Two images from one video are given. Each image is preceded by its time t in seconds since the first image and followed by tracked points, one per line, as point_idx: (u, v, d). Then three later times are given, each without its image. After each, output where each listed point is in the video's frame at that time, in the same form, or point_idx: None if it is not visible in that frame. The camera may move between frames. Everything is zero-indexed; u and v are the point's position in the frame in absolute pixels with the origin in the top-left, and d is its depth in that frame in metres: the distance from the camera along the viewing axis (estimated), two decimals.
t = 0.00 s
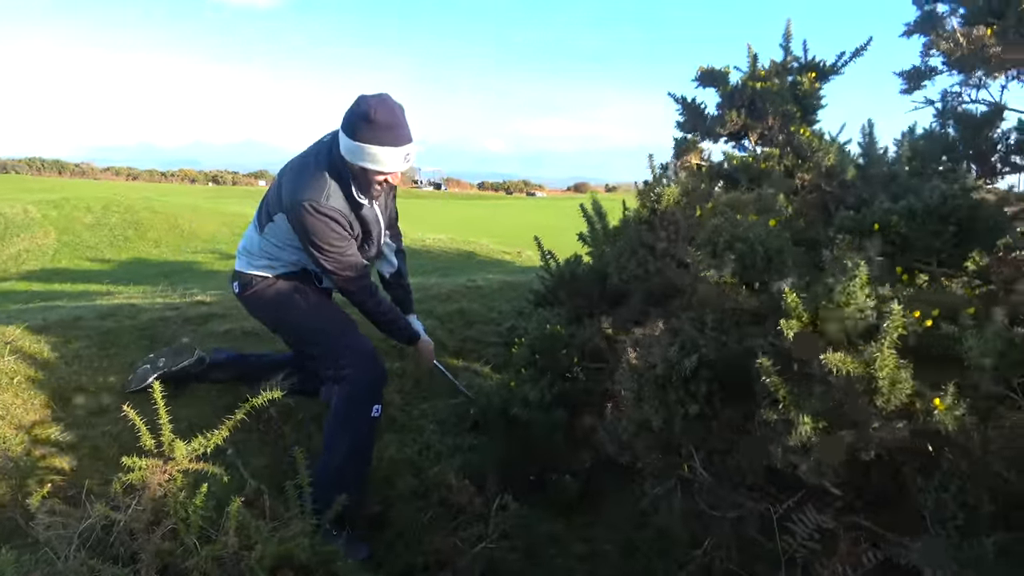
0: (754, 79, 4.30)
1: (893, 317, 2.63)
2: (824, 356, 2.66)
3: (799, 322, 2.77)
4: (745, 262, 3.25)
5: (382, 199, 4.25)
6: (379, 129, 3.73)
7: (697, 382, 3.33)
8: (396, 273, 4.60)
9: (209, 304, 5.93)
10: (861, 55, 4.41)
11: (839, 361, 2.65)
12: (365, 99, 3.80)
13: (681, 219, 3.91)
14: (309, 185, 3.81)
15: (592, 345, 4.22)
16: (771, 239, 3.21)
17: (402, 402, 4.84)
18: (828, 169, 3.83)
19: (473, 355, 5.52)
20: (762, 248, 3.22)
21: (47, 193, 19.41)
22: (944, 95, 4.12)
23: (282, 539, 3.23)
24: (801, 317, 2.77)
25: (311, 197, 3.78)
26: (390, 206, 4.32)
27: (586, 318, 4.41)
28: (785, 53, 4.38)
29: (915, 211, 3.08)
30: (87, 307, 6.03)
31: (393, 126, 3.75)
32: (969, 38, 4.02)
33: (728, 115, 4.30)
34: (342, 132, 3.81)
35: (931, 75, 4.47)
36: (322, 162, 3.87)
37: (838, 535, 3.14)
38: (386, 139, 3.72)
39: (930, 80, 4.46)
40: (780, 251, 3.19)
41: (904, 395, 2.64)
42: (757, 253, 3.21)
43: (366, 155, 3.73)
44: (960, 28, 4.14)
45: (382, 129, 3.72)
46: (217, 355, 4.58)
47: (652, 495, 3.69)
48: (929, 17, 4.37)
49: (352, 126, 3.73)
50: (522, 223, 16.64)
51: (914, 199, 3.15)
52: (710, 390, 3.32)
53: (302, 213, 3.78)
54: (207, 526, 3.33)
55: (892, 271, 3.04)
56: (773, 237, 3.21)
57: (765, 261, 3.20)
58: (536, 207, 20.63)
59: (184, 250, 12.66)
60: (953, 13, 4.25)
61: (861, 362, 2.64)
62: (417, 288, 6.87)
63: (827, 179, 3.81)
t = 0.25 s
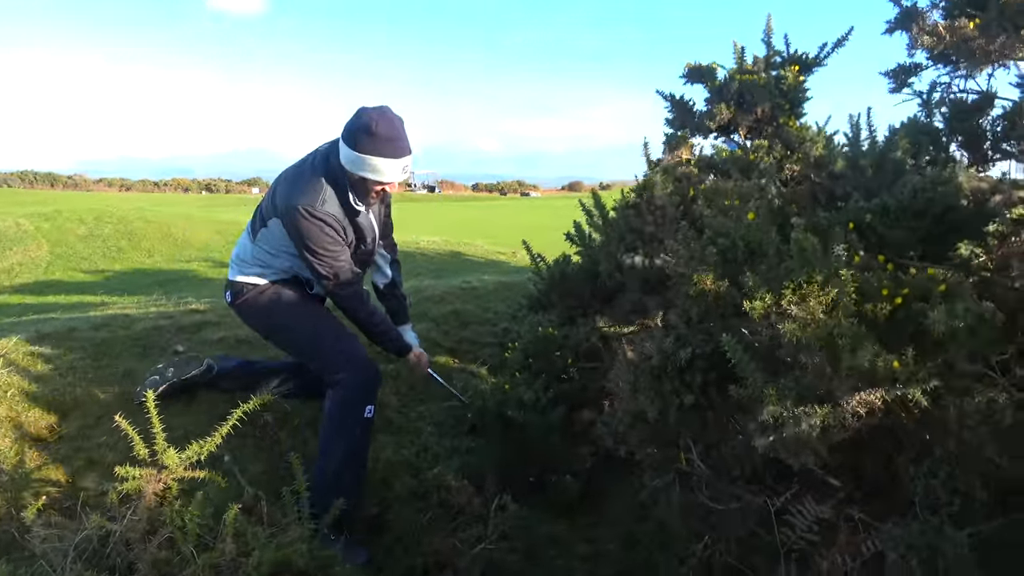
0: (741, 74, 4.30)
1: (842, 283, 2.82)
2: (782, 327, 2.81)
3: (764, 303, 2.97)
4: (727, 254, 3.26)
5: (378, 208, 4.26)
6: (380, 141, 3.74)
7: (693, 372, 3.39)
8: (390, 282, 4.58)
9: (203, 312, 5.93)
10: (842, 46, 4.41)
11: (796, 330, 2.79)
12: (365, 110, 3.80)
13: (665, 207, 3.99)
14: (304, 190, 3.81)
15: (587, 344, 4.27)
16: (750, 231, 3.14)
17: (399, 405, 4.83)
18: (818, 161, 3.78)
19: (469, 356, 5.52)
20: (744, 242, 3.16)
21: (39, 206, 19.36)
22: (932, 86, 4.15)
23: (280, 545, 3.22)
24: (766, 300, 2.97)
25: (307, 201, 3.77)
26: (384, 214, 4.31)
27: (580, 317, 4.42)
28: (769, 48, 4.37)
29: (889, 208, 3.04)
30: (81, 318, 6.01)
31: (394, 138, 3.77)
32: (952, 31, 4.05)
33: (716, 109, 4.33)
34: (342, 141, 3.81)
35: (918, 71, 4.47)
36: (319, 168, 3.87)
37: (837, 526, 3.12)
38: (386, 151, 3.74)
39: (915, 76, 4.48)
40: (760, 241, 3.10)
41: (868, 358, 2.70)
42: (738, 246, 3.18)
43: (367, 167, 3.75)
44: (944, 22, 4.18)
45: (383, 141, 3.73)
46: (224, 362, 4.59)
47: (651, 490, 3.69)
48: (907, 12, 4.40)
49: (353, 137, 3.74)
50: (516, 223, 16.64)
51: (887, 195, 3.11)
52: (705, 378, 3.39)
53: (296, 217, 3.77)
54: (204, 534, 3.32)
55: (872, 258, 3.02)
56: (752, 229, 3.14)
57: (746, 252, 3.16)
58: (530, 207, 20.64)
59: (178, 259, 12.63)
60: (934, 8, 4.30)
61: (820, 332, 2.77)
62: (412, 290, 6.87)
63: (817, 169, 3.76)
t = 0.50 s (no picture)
0: (734, 76, 4.35)
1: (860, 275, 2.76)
2: (797, 315, 2.74)
3: (773, 292, 2.90)
4: (727, 243, 3.22)
5: (378, 197, 4.24)
6: (381, 133, 3.74)
7: (687, 360, 3.30)
8: (387, 274, 4.56)
9: (199, 310, 5.91)
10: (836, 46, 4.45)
11: (811, 319, 2.72)
12: (368, 103, 3.80)
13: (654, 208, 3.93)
14: (305, 176, 3.79)
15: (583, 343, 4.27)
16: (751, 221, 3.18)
17: (394, 402, 4.82)
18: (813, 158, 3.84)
19: (465, 354, 5.51)
20: (744, 229, 3.19)
21: (35, 202, 19.26)
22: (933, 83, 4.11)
23: (274, 542, 3.21)
24: (775, 289, 2.90)
25: (307, 187, 3.75)
26: (382, 205, 4.30)
27: (577, 315, 4.42)
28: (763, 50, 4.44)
29: (886, 208, 3.09)
30: (76, 315, 5.99)
31: (395, 131, 3.76)
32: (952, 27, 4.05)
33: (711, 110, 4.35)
34: (344, 132, 3.81)
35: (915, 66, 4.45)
36: (321, 155, 3.86)
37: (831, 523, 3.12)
38: (387, 145, 3.74)
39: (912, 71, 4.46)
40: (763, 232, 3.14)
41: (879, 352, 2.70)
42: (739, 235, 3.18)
43: (368, 159, 3.74)
44: (942, 18, 4.17)
45: (384, 133, 3.73)
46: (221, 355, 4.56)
47: (646, 488, 3.68)
48: (908, 9, 4.35)
49: (355, 128, 3.74)
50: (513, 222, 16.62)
51: (883, 195, 3.17)
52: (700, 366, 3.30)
53: (296, 203, 3.75)
54: (198, 531, 3.30)
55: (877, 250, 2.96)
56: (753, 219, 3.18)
57: (747, 242, 3.18)
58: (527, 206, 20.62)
59: (173, 256, 12.60)
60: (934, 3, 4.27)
61: (835, 323, 2.72)
62: (408, 288, 6.86)
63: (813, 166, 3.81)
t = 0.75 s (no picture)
0: (735, 69, 4.29)
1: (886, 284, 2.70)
2: (819, 321, 2.69)
3: (791, 296, 2.87)
4: (738, 241, 3.05)
5: (372, 195, 4.25)
6: (375, 126, 3.73)
7: (672, 375, 3.34)
8: (384, 271, 4.56)
9: (196, 308, 5.91)
10: (840, 41, 4.40)
11: (834, 326, 2.67)
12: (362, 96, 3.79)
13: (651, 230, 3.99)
14: (298, 173, 3.79)
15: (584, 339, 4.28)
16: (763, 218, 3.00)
17: (392, 400, 4.82)
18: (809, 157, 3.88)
19: (463, 352, 5.51)
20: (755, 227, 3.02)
21: (31, 202, 19.20)
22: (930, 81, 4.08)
23: (272, 541, 3.21)
24: (793, 293, 2.87)
25: (300, 183, 3.75)
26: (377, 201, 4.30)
27: (575, 312, 4.42)
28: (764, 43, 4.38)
29: (899, 196, 3.08)
30: (73, 313, 5.98)
31: (389, 123, 3.75)
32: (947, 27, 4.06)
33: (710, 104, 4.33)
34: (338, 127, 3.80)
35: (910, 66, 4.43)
36: (312, 152, 3.86)
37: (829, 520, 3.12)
38: (382, 138, 3.73)
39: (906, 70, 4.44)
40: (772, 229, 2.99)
41: (899, 360, 2.65)
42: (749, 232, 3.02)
43: (362, 152, 3.74)
44: (939, 14, 4.17)
45: (379, 126, 3.71)
46: (216, 356, 4.51)
47: (644, 485, 3.68)
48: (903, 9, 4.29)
49: (351, 122, 3.73)
50: (511, 220, 16.60)
51: (895, 185, 3.14)
52: (686, 380, 3.33)
53: (291, 200, 3.75)
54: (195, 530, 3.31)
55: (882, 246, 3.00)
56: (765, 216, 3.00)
57: (757, 240, 3.02)
58: (524, 204, 20.59)
59: (171, 255, 12.58)
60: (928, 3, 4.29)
61: (857, 330, 2.68)
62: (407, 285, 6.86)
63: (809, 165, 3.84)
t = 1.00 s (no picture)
0: (728, 69, 4.26)
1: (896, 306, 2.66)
2: (829, 346, 2.66)
3: (794, 312, 2.82)
4: (727, 259, 3.16)
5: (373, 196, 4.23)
6: (378, 131, 3.73)
7: (676, 378, 3.35)
8: (383, 272, 4.56)
9: (193, 308, 5.90)
10: (830, 43, 4.49)
11: (842, 351, 2.65)
12: (367, 100, 3.78)
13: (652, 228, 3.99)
14: (299, 177, 3.79)
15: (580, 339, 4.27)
16: (753, 236, 3.13)
17: (389, 399, 4.82)
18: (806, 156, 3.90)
19: (460, 351, 5.51)
20: (745, 245, 3.14)
21: (28, 201, 19.17)
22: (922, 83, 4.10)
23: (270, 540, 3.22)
24: (797, 309, 2.82)
25: (301, 188, 3.75)
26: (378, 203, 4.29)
27: (572, 312, 4.44)
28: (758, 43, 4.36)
29: (897, 195, 3.04)
30: (69, 313, 5.97)
31: (392, 129, 3.75)
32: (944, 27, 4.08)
33: (705, 104, 4.35)
34: (342, 130, 3.80)
35: (905, 68, 4.46)
36: (314, 155, 3.85)
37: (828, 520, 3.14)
38: (385, 143, 3.74)
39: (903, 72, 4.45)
40: (763, 249, 3.11)
41: (905, 384, 2.66)
42: (739, 252, 3.13)
43: (364, 156, 3.75)
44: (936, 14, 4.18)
45: (382, 131, 3.72)
46: (209, 356, 4.48)
47: (642, 484, 3.69)
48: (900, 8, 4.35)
49: (352, 126, 3.73)
50: (508, 219, 16.60)
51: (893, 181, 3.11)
52: (688, 384, 3.34)
53: (291, 204, 3.75)
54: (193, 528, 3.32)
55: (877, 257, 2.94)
56: (756, 234, 3.13)
57: (747, 259, 3.13)
58: (522, 203, 20.59)
59: (167, 254, 12.56)
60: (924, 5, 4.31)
61: (863, 355, 2.67)
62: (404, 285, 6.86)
63: (806, 164, 3.85)
